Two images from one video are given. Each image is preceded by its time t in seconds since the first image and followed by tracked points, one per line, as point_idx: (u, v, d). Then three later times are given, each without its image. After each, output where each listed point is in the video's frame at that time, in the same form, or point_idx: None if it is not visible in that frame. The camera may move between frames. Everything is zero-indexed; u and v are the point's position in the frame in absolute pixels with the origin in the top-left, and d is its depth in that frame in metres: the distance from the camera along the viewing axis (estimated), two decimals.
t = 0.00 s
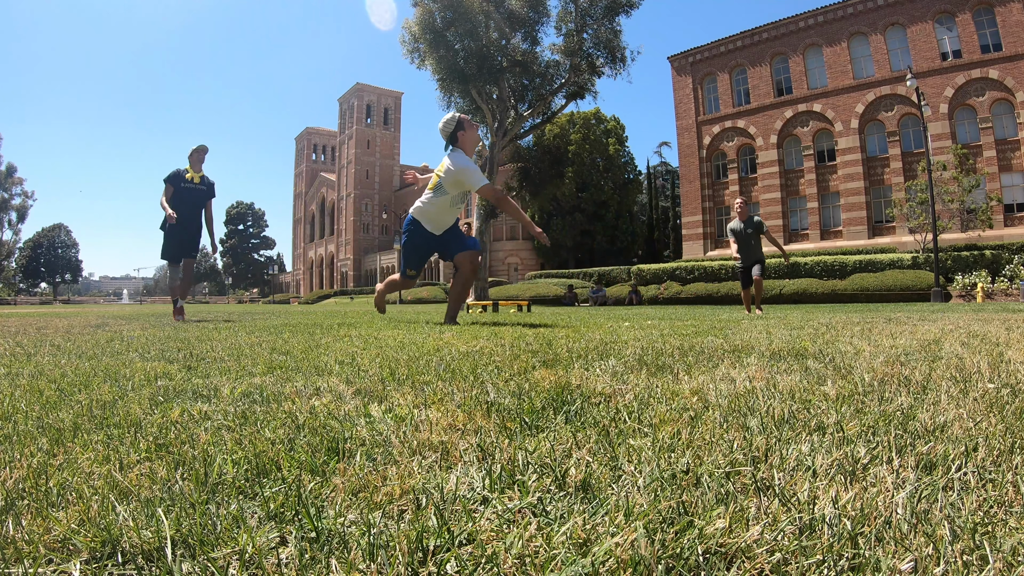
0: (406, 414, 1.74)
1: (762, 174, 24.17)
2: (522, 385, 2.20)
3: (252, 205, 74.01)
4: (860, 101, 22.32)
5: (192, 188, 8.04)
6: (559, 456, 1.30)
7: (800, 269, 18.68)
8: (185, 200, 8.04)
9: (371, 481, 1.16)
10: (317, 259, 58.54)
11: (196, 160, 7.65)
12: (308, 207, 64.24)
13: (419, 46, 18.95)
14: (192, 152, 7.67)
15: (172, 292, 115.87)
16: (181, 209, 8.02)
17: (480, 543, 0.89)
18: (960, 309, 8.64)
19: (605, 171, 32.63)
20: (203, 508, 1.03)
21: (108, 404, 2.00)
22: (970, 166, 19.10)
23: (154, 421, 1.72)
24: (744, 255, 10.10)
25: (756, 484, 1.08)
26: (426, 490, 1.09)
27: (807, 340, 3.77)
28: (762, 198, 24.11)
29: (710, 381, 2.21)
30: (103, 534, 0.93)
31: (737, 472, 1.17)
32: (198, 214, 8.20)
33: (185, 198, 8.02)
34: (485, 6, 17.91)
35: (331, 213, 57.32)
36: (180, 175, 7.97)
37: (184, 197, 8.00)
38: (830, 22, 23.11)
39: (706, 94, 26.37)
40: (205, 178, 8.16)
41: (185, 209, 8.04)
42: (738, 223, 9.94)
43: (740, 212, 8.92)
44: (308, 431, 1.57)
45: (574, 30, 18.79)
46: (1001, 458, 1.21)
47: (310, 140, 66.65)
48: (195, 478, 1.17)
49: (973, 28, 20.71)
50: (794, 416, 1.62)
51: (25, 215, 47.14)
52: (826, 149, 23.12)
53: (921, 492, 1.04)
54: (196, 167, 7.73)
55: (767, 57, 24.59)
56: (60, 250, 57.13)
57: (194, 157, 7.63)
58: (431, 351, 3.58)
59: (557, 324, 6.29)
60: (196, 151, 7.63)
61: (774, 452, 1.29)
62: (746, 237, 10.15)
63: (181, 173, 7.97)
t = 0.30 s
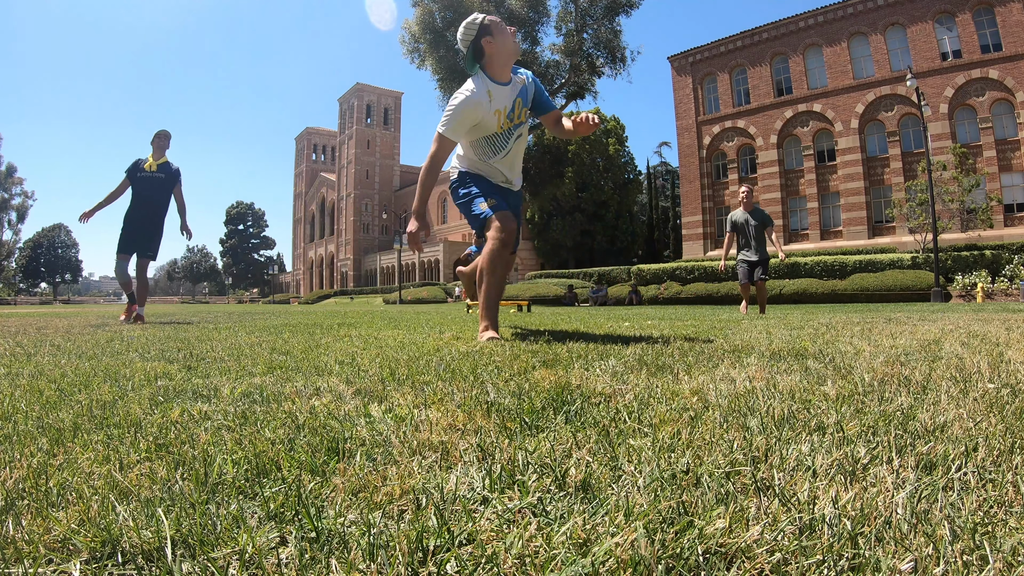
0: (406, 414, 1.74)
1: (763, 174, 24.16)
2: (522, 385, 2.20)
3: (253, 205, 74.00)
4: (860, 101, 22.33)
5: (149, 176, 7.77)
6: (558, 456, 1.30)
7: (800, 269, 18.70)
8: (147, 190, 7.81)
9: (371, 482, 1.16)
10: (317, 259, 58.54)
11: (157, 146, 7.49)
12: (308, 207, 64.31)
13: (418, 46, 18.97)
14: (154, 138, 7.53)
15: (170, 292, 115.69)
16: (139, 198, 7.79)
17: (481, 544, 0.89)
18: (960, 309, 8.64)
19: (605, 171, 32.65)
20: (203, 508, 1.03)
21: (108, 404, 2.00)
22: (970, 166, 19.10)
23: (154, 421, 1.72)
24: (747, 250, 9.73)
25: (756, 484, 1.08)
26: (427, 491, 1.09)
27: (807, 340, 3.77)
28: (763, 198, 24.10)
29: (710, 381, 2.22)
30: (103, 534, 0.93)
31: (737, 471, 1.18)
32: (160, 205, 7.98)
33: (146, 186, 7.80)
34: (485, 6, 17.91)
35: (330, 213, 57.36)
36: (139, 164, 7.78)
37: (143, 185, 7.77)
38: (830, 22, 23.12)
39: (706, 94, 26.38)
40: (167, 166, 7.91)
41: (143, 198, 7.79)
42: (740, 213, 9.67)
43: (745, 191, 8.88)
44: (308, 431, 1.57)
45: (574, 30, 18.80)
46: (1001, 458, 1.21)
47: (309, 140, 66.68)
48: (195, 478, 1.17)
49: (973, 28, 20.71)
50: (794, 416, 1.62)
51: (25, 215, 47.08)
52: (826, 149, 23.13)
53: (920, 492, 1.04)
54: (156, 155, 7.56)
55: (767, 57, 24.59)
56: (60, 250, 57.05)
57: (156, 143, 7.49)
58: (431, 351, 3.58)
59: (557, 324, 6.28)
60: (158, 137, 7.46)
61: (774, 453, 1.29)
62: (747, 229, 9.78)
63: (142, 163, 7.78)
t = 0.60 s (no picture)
0: (406, 414, 1.74)
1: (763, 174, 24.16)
2: (522, 385, 2.20)
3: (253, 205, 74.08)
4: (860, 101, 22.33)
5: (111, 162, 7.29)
6: (558, 457, 1.30)
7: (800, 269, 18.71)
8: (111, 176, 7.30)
9: (370, 482, 1.16)
10: (317, 259, 58.57)
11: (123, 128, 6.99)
12: (308, 207, 64.35)
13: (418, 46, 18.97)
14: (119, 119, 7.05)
15: (170, 292, 115.73)
16: (104, 187, 7.26)
17: (480, 543, 0.89)
18: (960, 309, 8.64)
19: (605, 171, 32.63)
20: (203, 508, 1.03)
21: (107, 405, 2.00)
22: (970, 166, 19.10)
23: (154, 421, 1.72)
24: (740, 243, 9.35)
25: (756, 484, 1.08)
26: (427, 490, 1.09)
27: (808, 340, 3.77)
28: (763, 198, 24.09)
29: (710, 381, 2.22)
30: (103, 533, 0.93)
31: (737, 472, 1.18)
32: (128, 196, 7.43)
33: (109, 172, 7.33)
34: (485, 6, 17.91)
35: (330, 213, 57.37)
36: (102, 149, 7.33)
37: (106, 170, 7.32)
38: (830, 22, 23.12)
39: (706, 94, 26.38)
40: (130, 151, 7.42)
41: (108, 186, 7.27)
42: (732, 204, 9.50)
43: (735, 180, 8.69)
44: (308, 431, 1.57)
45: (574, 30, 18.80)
46: (1001, 457, 1.21)
47: (309, 140, 66.71)
48: (195, 478, 1.17)
49: (974, 28, 20.71)
50: (794, 416, 1.62)
51: (26, 214, 46.99)
52: (826, 149, 23.13)
53: (921, 492, 1.04)
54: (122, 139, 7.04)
55: (767, 57, 24.59)
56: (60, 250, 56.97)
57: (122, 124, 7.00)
58: (431, 351, 3.57)
59: (557, 324, 6.28)
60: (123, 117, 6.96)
61: (774, 453, 1.29)
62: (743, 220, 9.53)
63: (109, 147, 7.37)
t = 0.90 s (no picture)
0: (406, 414, 1.74)
1: (762, 174, 24.17)
2: (522, 385, 2.20)
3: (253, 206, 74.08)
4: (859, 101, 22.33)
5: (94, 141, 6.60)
6: (558, 457, 1.30)
7: (800, 269, 18.73)
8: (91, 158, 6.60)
9: (370, 482, 1.16)
10: (318, 259, 58.57)
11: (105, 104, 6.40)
12: (308, 207, 64.38)
13: (418, 46, 18.98)
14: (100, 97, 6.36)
15: (169, 293, 115.73)
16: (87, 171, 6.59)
17: (480, 543, 0.89)
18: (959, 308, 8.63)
19: (605, 171, 32.62)
20: (204, 508, 1.03)
21: (108, 404, 2.00)
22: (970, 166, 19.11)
23: (154, 421, 1.72)
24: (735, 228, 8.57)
25: (756, 484, 1.08)
26: (426, 491, 1.09)
27: (807, 340, 3.77)
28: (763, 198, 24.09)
29: (710, 381, 2.21)
30: (103, 534, 0.93)
31: (737, 471, 1.18)
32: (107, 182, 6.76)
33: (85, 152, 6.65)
34: (485, 6, 17.92)
35: (330, 213, 57.36)
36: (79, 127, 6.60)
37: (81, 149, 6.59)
38: (830, 22, 23.13)
39: (706, 94, 26.39)
40: (116, 128, 6.78)
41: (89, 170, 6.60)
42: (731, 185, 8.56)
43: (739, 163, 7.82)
44: (308, 431, 1.57)
45: (574, 30, 18.81)
46: (1001, 457, 1.21)
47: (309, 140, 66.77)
48: (195, 478, 1.17)
49: (973, 28, 20.71)
50: (794, 416, 1.62)
51: (26, 215, 46.89)
52: (826, 149, 23.12)
53: (921, 492, 1.04)
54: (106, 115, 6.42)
55: (767, 57, 24.59)
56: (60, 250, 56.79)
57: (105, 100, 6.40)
58: (431, 350, 3.57)
59: (556, 324, 6.28)
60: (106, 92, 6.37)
61: (774, 453, 1.29)
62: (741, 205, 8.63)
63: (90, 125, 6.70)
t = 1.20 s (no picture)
0: (406, 414, 1.74)
1: (763, 174, 24.17)
2: (522, 385, 2.20)
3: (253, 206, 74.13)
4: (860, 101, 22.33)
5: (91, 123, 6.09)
6: (558, 457, 1.30)
7: (800, 269, 18.73)
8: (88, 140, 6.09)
9: (370, 482, 1.16)
10: (318, 259, 58.56)
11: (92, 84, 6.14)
12: (308, 207, 64.44)
13: (418, 46, 18.99)
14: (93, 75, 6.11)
15: (168, 293, 115.68)
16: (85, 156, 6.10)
17: (480, 543, 0.89)
18: (960, 309, 8.63)
19: (605, 171, 32.63)
20: (203, 508, 1.03)
21: (108, 404, 2.00)
22: (970, 166, 19.11)
23: (154, 421, 1.72)
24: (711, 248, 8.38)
25: (756, 484, 1.08)
26: (426, 491, 1.09)
27: (807, 340, 3.77)
28: (763, 198, 24.09)
29: (710, 381, 2.21)
30: (103, 534, 0.93)
31: (737, 472, 1.18)
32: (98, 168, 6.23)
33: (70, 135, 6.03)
34: (485, 6, 17.93)
35: (330, 213, 57.46)
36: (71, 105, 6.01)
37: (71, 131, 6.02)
38: (830, 22, 23.13)
39: (706, 94, 26.39)
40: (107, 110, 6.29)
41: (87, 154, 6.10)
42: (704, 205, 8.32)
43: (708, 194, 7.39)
44: (308, 431, 1.57)
45: (574, 30, 18.81)
46: (1002, 457, 1.21)
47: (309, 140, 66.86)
48: (195, 479, 1.17)
49: (973, 28, 20.72)
50: (794, 416, 1.62)
51: (26, 215, 46.83)
52: (826, 149, 23.12)
53: (920, 493, 1.04)
54: (93, 94, 6.22)
55: (768, 57, 24.59)
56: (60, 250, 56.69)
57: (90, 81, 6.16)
58: (431, 351, 3.57)
59: (556, 324, 6.28)
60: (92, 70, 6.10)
61: (774, 453, 1.29)
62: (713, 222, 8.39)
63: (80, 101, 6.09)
